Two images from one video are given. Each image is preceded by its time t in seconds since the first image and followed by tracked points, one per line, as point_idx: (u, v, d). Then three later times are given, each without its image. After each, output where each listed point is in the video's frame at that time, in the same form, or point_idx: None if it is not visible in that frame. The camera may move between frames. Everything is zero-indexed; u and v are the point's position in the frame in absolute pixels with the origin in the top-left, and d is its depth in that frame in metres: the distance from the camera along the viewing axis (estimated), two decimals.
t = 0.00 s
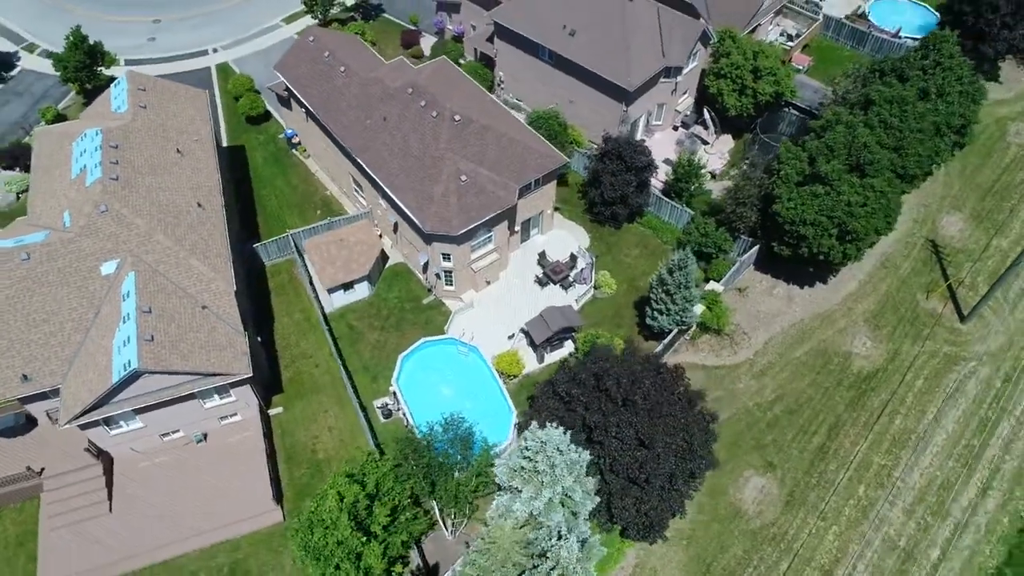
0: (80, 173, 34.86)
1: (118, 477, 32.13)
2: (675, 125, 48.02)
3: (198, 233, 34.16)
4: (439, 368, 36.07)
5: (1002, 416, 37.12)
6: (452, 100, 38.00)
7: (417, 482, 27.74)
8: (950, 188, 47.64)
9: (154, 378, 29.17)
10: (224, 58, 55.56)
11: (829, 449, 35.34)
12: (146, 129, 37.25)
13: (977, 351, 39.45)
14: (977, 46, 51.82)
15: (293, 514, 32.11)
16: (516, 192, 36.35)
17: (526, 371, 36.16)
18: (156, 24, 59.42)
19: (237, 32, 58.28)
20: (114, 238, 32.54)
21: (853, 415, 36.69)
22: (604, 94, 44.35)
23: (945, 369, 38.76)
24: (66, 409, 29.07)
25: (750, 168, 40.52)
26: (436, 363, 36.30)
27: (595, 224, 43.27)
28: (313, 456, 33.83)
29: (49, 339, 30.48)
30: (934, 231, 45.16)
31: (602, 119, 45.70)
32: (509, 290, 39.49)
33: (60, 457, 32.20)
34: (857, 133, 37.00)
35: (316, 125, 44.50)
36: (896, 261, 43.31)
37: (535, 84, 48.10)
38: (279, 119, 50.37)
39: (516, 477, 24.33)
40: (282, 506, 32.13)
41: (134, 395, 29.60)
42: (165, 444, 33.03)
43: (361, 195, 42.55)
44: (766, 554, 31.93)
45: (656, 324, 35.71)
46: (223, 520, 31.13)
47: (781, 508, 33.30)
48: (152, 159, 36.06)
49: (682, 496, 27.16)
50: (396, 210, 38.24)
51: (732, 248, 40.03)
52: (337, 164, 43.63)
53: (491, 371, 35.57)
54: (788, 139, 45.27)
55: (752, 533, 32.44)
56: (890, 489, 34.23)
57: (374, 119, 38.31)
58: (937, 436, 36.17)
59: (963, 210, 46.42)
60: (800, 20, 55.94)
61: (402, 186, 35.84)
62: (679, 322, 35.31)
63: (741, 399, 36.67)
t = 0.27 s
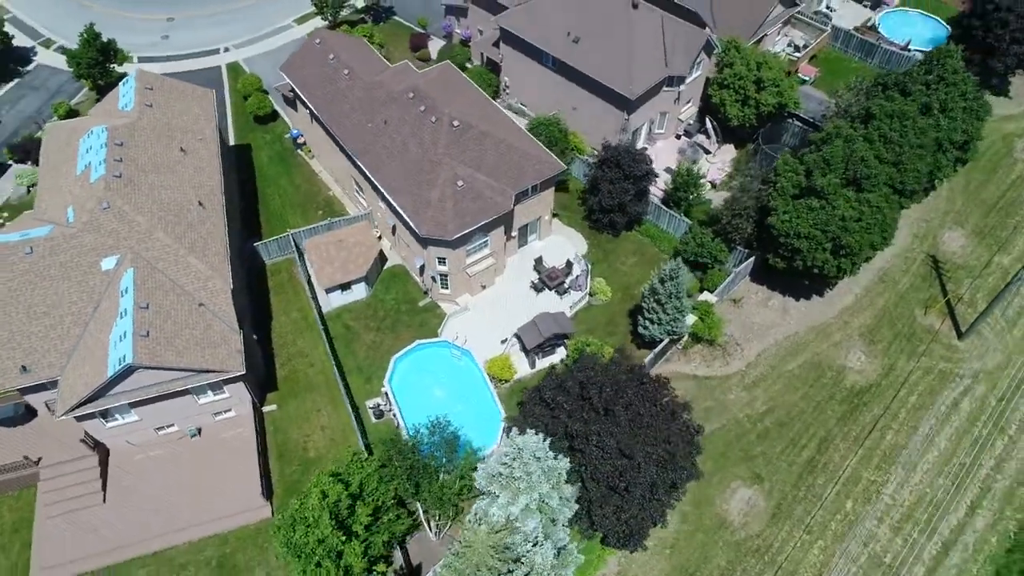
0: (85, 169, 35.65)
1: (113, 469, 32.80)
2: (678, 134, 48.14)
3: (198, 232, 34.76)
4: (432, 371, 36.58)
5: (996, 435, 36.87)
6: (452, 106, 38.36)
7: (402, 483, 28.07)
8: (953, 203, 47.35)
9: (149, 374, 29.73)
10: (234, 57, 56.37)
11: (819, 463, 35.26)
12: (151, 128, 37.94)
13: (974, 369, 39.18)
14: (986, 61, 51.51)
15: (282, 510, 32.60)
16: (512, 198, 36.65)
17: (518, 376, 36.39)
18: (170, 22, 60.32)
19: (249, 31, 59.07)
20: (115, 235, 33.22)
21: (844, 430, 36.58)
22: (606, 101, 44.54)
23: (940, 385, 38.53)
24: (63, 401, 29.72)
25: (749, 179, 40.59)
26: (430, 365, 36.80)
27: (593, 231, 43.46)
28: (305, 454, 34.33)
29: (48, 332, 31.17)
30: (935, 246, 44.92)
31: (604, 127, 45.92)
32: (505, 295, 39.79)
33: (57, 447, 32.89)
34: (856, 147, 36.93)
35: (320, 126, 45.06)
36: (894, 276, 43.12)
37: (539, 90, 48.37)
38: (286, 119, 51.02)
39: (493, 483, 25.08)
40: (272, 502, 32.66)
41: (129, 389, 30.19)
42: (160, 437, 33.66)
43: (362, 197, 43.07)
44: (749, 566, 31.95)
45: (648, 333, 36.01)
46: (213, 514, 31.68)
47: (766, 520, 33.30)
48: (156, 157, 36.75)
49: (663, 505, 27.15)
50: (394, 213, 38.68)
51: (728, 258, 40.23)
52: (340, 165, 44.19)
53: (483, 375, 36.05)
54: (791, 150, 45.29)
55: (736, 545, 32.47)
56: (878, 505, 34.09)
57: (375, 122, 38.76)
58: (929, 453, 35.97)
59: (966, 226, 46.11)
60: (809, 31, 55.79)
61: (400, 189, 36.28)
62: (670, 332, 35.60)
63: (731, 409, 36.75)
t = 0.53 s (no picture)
0: (91, 165, 36.42)
1: (109, 459, 33.52)
2: (681, 142, 48.29)
3: (199, 229, 35.43)
4: (426, 372, 36.91)
5: (988, 454, 36.63)
6: (453, 110, 38.76)
7: (386, 484, 28.45)
8: (957, 219, 47.04)
9: (145, 367, 30.37)
10: (246, 56, 57.18)
11: (807, 476, 35.26)
12: (157, 126, 38.68)
13: (969, 386, 38.94)
14: (995, 76, 51.17)
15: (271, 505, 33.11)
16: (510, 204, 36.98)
17: (509, 380, 36.75)
18: (185, 20, 61.26)
19: (262, 31, 59.86)
20: (118, 230, 33.96)
21: (835, 443, 36.51)
22: (609, 108, 44.72)
23: (935, 402, 38.32)
24: (61, 392, 30.42)
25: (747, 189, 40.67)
26: (424, 367, 37.14)
27: (592, 237, 43.67)
28: (297, 451, 34.86)
29: (49, 324, 31.90)
30: (937, 262, 44.66)
31: (606, 133, 46.16)
32: (500, 299, 40.08)
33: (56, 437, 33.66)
34: (854, 161, 36.86)
35: (325, 126, 45.65)
36: (893, 291, 42.92)
37: (543, 96, 48.66)
38: (294, 119, 51.71)
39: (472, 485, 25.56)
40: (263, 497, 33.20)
41: (126, 382, 30.83)
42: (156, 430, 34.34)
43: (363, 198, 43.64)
44: None
45: (640, 341, 36.39)
46: (204, 507, 32.25)
47: (752, 532, 33.35)
48: (161, 155, 37.49)
49: (644, 514, 27.53)
50: (393, 215, 39.17)
51: (725, 269, 40.36)
52: (343, 166, 44.77)
53: (475, 377, 36.34)
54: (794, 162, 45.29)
55: (721, 556, 32.57)
56: (865, 520, 34.01)
57: (376, 125, 39.25)
58: (920, 470, 35.82)
59: (969, 241, 45.79)
60: (818, 42, 55.66)
61: (398, 192, 36.75)
62: (662, 340, 35.95)
63: (721, 420, 36.84)
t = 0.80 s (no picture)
0: (98, 161, 37.24)
1: (107, 449, 34.31)
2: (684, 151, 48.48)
3: (200, 227, 36.14)
4: (419, 373, 37.62)
5: (981, 473, 36.38)
6: (454, 115, 39.18)
7: (371, 483, 28.88)
8: (960, 235, 46.74)
9: (142, 361, 31.04)
10: (259, 55, 58.01)
11: (794, 489, 35.24)
12: (164, 124, 39.45)
13: (965, 404, 38.72)
14: (1005, 92, 50.76)
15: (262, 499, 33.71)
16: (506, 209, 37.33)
17: (501, 384, 37.05)
18: (200, 18, 62.24)
19: (275, 31, 60.68)
20: (121, 226, 34.75)
21: (825, 457, 36.46)
22: (612, 116, 44.88)
23: (928, 419, 38.13)
24: (61, 382, 31.21)
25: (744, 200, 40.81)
26: (417, 368, 37.85)
27: (591, 243, 43.94)
28: (290, 447, 35.46)
29: (51, 315, 32.70)
30: (937, 278, 44.43)
31: (608, 141, 46.43)
32: (496, 303, 40.48)
33: (55, 425, 34.49)
34: (852, 176, 36.83)
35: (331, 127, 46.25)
36: (891, 306, 42.78)
37: (548, 102, 48.98)
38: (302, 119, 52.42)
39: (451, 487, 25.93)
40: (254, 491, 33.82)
41: (123, 375, 31.53)
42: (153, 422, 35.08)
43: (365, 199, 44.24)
44: None
45: (630, 348, 36.68)
46: (196, 499, 32.92)
47: (736, 543, 33.42)
48: (167, 153, 38.26)
49: (626, 522, 27.89)
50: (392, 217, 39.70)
51: (721, 280, 40.68)
52: (347, 167, 45.39)
53: (467, 379, 36.91)
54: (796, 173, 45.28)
55: (704, 566, 32.68)
56: (851, 536, 33.97)
57: (378, 128, 39.79)
58: (909, 487, 35.69)
59: (972, 258, 45.48)
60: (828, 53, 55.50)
61: (397, 195, 37.26)
62: (653, 349, 36.17)
63: (711, 430, 36.96)
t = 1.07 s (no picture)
0: (105, 158, 38.08)
1: (104, 440, 35.10)
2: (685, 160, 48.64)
3: (201, 225, 36.84)
4: (412, 374, 38.04)
5: (971, 492, 36.18)
6: (454, 120, 39.61)
7: (356, 482, 29.37)
8: (962, 251, 46.48)
9: (138, 355, 31.76)
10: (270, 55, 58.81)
11: (781, 502, 35.25)
12: (171, 122, 40.23)
13: (958, 422, 38.52)
14: (1014, 108, 50.39)
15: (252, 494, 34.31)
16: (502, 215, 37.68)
17: (492, 387, 37.38)
18: (215, 17, 63.18)
19: (288, 31, 61.47)
20: (124, 222, 35.52)
21: (814, 471, 36.44)
22: (613, 124, 45.09)
23: (920, 435, 37.98)
24: (59, 374, 31.98)
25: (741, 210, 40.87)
26: (411, 369, 38.26)
27: (589, 250, 44.20)
28: (282, 444, 36.06)
29: (53, 308, 33.49)
30: (936, 294, 44.24)
31: (610, 148, 46.64)
32: (491, 307, 40.88)
33: (55, 415, 35.29)
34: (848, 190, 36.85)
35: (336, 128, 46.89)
36: (888, 320, 42.68)
37: (552, 108, 49.27)
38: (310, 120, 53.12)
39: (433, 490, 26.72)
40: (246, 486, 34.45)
41: (120, 368, 32.25)
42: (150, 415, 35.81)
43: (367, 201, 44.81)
44: None
45: (620, 355, 37.02)
46: (188, 492, 33.57)
47: (721, 553, 33.51)
48: (172, 151, 39.02)
49: (606, 529, 28.26)
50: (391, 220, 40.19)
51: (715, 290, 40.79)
52: (350, 169, 45.97)
53: (459, 381, 37.34)
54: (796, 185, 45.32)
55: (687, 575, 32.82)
56: (836, 550, 33.95)
57: (380, 131, 40.32)
58: (897, 503, 35.62)
59: (972, 274, 45.22)
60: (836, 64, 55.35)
61: (395, 198, 37.77)
62: (644, 357, 36.44)
63: (700, 440, 37.10)
